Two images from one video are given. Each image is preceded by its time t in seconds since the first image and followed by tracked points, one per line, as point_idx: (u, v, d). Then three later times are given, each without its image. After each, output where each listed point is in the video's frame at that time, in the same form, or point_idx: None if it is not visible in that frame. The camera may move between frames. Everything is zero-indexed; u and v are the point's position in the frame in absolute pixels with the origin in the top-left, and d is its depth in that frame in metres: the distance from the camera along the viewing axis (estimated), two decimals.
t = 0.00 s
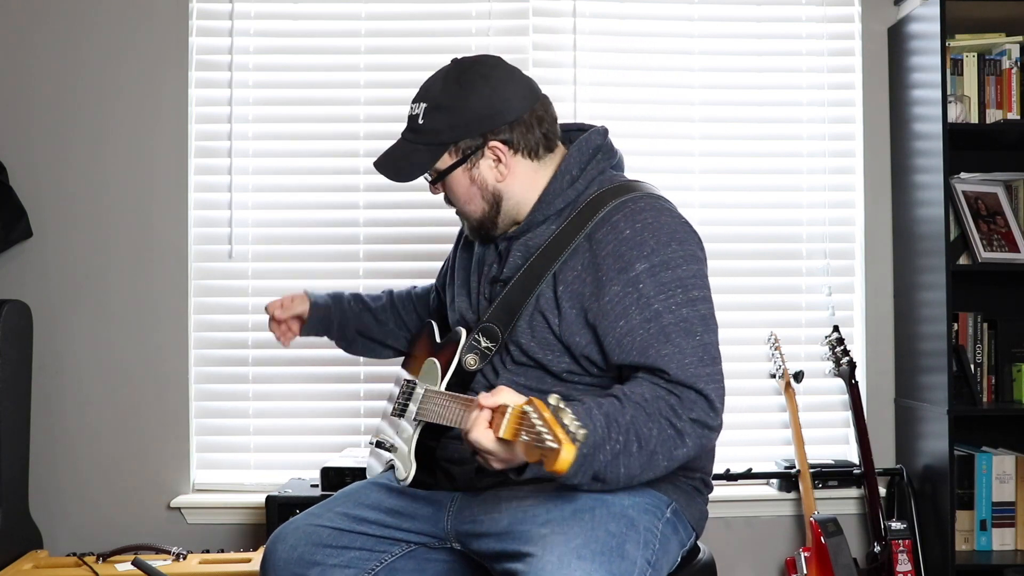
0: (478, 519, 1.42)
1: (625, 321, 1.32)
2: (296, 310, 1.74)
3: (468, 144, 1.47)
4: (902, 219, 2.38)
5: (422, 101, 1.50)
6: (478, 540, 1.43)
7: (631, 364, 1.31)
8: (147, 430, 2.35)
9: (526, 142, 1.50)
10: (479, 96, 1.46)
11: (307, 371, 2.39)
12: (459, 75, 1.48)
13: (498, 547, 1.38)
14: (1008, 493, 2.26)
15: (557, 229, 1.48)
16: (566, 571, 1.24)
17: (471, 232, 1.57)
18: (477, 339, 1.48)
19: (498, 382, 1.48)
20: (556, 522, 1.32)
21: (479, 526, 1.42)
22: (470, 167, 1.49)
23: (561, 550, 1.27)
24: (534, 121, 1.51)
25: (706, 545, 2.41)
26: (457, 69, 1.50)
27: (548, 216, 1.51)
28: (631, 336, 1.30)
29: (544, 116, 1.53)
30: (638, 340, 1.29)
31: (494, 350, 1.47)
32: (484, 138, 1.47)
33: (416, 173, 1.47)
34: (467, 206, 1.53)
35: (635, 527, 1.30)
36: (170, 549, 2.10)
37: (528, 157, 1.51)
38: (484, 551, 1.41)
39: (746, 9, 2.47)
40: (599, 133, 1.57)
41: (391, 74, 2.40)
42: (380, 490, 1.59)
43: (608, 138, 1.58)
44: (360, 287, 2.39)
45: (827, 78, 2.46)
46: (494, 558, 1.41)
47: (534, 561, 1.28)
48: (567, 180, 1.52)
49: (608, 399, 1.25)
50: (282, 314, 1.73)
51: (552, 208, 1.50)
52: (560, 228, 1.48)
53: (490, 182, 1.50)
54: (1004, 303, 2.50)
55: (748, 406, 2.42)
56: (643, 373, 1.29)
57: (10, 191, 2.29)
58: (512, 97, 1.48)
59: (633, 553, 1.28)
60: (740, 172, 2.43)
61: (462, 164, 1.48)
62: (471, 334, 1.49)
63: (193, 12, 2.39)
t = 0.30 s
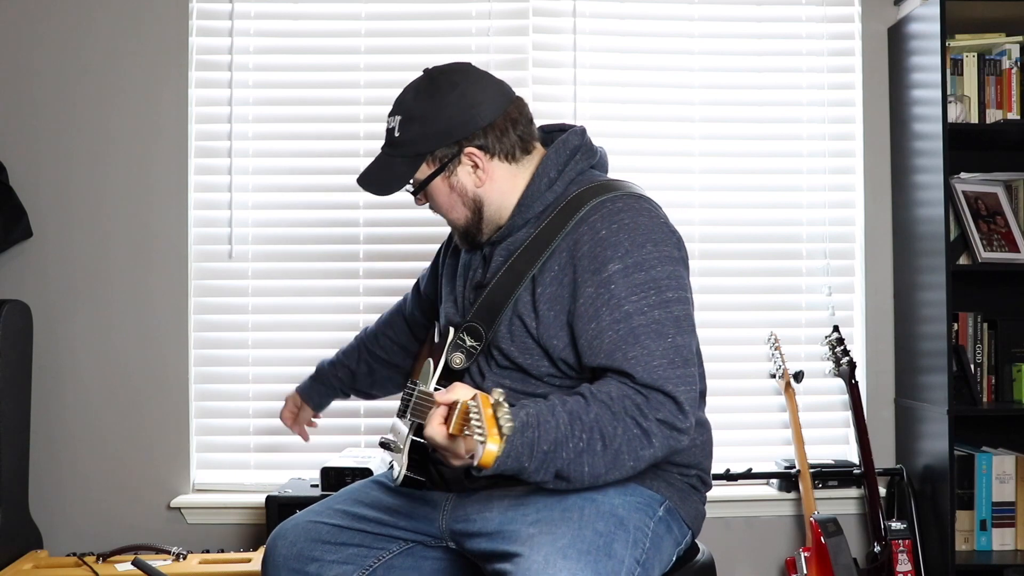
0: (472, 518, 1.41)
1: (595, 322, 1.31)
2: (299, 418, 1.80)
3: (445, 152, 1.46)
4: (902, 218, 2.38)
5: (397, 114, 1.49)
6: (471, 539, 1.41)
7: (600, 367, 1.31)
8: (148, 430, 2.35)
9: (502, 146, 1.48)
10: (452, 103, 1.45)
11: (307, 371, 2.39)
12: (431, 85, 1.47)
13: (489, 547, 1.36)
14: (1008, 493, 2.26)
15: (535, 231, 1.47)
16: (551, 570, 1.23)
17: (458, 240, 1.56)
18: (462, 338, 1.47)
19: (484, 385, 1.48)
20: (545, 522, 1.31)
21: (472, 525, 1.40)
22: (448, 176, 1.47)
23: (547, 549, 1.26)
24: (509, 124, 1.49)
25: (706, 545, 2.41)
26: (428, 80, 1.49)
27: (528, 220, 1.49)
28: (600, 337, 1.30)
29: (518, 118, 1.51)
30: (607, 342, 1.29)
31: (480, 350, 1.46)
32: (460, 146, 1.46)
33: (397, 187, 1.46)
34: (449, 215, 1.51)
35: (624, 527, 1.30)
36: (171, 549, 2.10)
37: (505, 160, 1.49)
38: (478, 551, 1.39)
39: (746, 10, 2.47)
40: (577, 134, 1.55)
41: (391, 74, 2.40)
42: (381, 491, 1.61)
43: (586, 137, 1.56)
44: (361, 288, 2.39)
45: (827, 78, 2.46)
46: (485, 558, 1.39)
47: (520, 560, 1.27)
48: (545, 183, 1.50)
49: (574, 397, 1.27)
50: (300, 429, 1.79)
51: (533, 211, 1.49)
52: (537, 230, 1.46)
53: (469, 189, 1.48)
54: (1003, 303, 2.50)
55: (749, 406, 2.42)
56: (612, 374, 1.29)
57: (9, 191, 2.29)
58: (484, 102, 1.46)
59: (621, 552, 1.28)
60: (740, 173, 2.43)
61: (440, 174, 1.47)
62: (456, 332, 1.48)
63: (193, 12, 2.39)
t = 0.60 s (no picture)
0: (464, 520, 1.41)
1: (568, 312, 1.32)
2: (308, 468, 1.83)
3: (412, 164, 1.45)
4: (902, 218, 2.38)
5: (361, 132, 1.49)
6: (466, 542, 1.40)
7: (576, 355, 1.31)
8: (149, 429, 2.36)
9: (468, 152, 1.48)
10: (414, 115, 1.45)
11: (308, 371, 2.39)
12: (390, 101, 1.47)
13: (484, 551, 1.35)
14: (1008, 493, 2.26)
15: (505, 224, 1.46)
16: (543, 572, 1.23)
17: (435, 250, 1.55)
18: (439, 337, 1.46)
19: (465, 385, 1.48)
20: (538, 525, 1.31)
21: (466, 528, 1.40)
22: (416, 188, 1.47)
23: (539, 551, 1.26)
24: (471, 129, 1.49)
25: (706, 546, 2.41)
26: (388, 95, 1.48)
27: (499, 219, 1.47)
28: (573, 326, 1.30)
29: (480, 121, 1.50)
30: (579, 330, 1.29)
31: (458, 347, 1.45)
32: (426, 157, 1.45)
33: (370, 204, 1.45)
34: (424, 226, 1.51)
35: (615, 527, 1.30)
36: (171, 549, 2.10)
37: (472, 166, 1.49)
38: (472, 554, 1.38)
39: (746, 9, 2.47)
40: (540, 133, 1.56)
41: (391, 74, 2.40)
42: (376, 496, 1.62)
43: (550, 135, 1.58)
44: (361, 287, 2.39)
45: (827, 78, 2.46)
46: (480, 561, 1.38)
47: (512, 564, 1.26)
48: (512, 182, 1.50)
49: (553, 389, 1.27)
50: (316, 482, 1.84)
51: (501, 211, 1.48)
52: (507, 224, 1.45)
53: (440, 199, 1.48)
54: (1002, 303, 2.50)
55: (749, 406, 2.42)
56: (587, 363, 1.29)
57: (9, 191, 2.29)
58: (444, 111, 1.46)
59: (612, 552, 1.28)
60: (740, 172, 2.43)
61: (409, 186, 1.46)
62: (433, 333, 1.47)
63: (193, 12, 2.39)
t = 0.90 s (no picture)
0: (463, 519, 1.42)
1: (555, 298, 1.32)
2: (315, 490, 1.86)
3: (400, 172, 1.46)
4: (902, 218, 2.38)
5: (348, 142, 1.49)
6: (464, 540, 1.41)
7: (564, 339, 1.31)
8: (148, 429, 2.36)
9: (454, 157, 1.49)
10: (401, 123, 1.45)
11: (308, 371, 2.39)
12: (375, 111, 1.47)
13: (481, 548, 1.36)
14: (1008, 493, 2.26)
15: (489, 219, 1.47)
16: (542, 568, 1.22)
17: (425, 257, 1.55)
18: (430, 332, 1.46)
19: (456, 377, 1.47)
20: (536, 523, 1.31)
21: (464, 526, 1.41)
22: (405, 195, 1.47)
23: (537, 548, 1.25)
24: (456, 136, 1.50)
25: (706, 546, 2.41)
26: (374, 105, 1.49)
27: (484, 220, 1.48)
28: (559, 310, 1.30)
29: (465, 128, 1.52)
30: (566, 314, 1.29)
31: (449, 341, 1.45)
32: (414, 164, 1.46)
33: (360, 213, 1.45)
34: (413, 233, 1.51)
35: (614, 523, 1.29)
36: (170, 548, 2.10)
37: (459, 171, 1.50)
38: (471, 552, 1.39)
39: (746, 9, 2.47)
40: (521, 134, 1.56)
41: (391, 74, 2.40)
42: (377, 495, 1.62)
43: (531, 136, 1.57)
44: (361, 287, 2.39)
45: (827, 78, 2.46)
46: (479, 559, 1.38)
47: (511, 560, 1.26)
48: (495, 182, 1.51)
49: (544, 371, 1.27)
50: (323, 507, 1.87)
51: (486, 211, 1.48)
52: (491, 219, 1.46)
53: (429, 205, 1.48)
54: (1002, 303, 2.50)
55: (749, 406, 2.42)
56: (576, 346, 1.29)
57: (9, 190, 2.29)
58: (430, 118, 1.46)
59: (611, 548, 1.27)
60: (740, 172, 2.43)
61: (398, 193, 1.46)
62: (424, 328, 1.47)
63: (193, 12, 2.39)
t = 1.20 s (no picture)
0: (462, 517, 1.42)
1: (551, 296, 1.32)
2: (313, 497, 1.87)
3: (397, 180, 1.45)
4: (902, 218, 2.38)
5: (343, 151, 1.49)
6: (464, 538, 1.42)
7: (561, 337, 1.31)
8: (149, 429, 2.36)
9: (450, 165, 1.49)
10: (397, 132, 1.45)
11: (308, 371, 2.39)
12: (371, 119, 1.47)
13: (480, 545, 1.37)
14: (1008, 493, 2.26)
15: (484, 221, 1.47)
16: (540, 564, 1.22)
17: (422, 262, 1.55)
18: (428, 331, 1.46)
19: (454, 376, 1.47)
20: (534, 520, 1.31)
21: (464, 524, 1.41)
22: (402, 203, 1.47)
23: (536, 544, 1.26)
24: (451, 143, 1.50)
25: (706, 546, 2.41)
26: (370, 114, 1.49)
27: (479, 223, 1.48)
28: (556, 308, 1.30)
29: (460, 135, 1.52)
30: (562, 312, 1.29)
31: (446, 340, 1.45)
32: (411, 172, 1.46)
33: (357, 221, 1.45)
34: (410, 239, 1.51)
35: (612, 519, 1.29)
36: (171, 549, 2.10)
37: (454, 177, 1.50)
38: (471, 549, 1.40)
39: (746, 10, 2.47)
40: (513, 139, 1.57)
41: (391, 74, 2.40)
42: (376, 493, 1.62)
43: (524, 141, 1.58)
44: (361, 288, 2.39)
45: (827, 78, 2.46)
46: (479, 557, 1.38)
47: (509, 557, 1.26)
48: (489, 186, 1.51)
49: (543, 365, 1.26)
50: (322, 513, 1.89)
51: (481, 213, 1.48)
52: (487, 219, 1.46)
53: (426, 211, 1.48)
54: (1002, 303, 2.50)
55: (749, 406, 2.42)
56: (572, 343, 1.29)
57: (9, 190, 2.29)
58: (426, 126, 1.47)
59: (608, 545, 1.27)
60: (740, 172, 2.43)
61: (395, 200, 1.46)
62: (421, 327, 1.47)
63: (193, 12, 2.39)
